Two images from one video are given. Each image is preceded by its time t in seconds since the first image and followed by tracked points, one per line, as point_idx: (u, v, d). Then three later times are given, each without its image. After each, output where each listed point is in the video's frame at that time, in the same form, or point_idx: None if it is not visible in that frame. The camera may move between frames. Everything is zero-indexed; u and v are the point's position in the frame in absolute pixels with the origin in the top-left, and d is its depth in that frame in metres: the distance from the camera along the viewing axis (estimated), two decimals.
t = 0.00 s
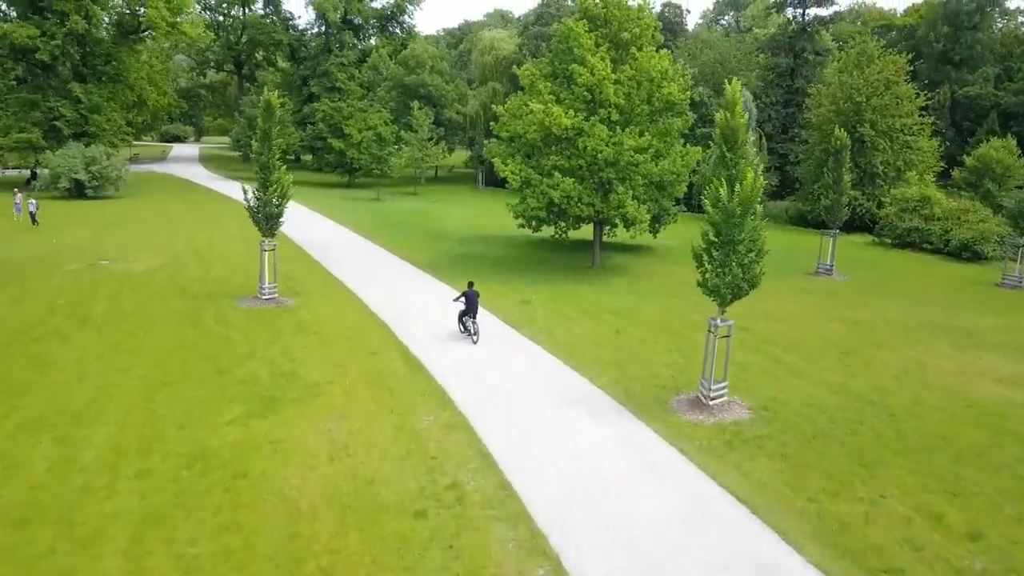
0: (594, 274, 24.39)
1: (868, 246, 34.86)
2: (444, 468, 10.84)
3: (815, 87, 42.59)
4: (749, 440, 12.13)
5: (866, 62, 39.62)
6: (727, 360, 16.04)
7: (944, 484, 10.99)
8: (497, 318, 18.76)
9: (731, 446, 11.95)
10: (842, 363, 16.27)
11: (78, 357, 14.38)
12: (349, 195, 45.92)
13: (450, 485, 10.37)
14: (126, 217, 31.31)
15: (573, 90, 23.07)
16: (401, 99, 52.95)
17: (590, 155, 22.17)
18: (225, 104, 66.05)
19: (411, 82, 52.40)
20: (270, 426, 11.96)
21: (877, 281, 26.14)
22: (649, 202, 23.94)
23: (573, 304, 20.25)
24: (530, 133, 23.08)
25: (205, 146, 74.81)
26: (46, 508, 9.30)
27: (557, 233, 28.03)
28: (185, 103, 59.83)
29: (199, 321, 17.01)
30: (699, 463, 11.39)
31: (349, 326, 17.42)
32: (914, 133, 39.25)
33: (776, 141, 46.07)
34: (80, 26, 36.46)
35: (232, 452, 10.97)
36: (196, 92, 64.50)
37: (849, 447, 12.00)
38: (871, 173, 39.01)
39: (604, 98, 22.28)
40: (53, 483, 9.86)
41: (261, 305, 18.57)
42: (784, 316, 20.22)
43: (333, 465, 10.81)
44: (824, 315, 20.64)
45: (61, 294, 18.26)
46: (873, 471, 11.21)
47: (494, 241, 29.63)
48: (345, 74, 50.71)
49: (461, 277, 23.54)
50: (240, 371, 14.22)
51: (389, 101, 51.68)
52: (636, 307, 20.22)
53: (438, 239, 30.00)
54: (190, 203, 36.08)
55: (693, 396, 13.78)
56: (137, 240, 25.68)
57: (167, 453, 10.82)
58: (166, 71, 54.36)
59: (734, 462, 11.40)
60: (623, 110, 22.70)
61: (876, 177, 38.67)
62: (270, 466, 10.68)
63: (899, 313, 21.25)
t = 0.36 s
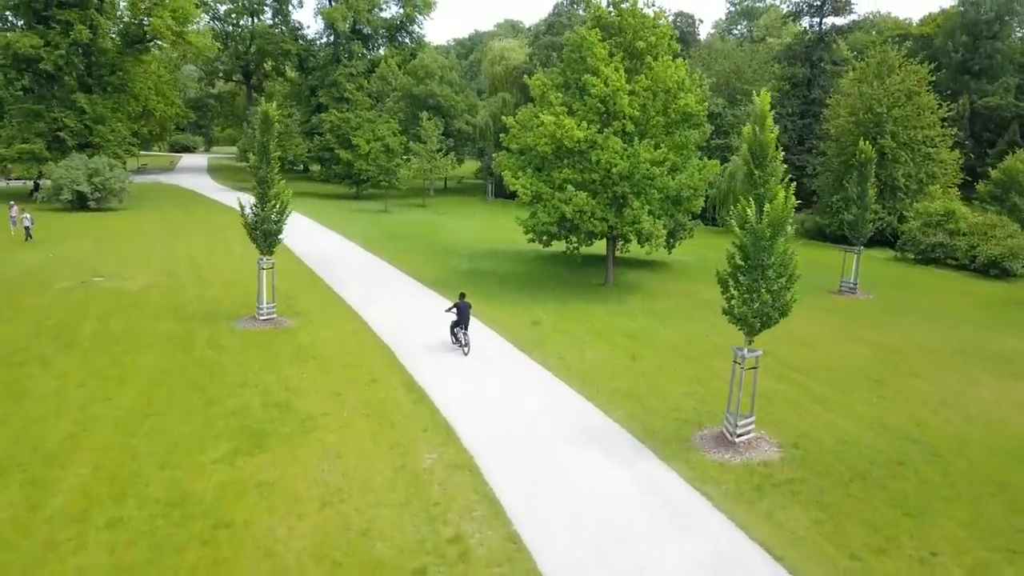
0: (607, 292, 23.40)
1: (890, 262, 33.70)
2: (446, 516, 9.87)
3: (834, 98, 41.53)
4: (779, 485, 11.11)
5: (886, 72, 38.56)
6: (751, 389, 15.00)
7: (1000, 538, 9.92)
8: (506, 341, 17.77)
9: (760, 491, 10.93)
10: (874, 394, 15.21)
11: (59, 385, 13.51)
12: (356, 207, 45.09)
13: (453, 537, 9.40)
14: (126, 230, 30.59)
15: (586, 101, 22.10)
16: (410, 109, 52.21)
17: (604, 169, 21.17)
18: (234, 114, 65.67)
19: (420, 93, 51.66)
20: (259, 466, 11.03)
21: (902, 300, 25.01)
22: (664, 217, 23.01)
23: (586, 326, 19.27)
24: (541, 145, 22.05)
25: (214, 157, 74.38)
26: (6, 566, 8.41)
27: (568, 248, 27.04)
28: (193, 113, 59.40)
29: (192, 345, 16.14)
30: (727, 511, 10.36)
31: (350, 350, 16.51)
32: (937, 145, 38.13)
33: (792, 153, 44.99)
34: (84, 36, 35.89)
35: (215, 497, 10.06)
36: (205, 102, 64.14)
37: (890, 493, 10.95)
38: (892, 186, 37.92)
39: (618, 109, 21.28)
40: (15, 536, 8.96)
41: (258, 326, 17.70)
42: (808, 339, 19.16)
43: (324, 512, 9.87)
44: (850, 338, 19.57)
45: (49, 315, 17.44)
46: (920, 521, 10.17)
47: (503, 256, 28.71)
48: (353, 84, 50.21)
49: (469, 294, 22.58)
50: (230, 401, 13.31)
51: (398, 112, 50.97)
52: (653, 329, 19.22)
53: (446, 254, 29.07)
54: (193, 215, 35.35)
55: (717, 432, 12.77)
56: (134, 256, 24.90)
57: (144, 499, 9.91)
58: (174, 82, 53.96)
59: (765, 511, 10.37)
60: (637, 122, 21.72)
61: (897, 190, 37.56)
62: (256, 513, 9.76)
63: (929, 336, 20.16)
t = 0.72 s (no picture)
0: (626, 310, 22.44)
1: (919, 278, 32.51)
2: (454, 568, 8.98)
3: (858, 108, 40.40)
4: (820, 533, 10.12)
5: (912, 81, 37.43)
6: (783, 421, 13.98)
7: None
8: (522, 365, 16.82)
9: (800, 540, 9.94)
10: (916, 427, 14.16)
11: (47, 411, 12.76)
12: (368, 218, 44.40)
13: None
14: (132, 242, 30.01)
15: (604, 112, 21.18)
16: (423, 119, 51.55)
17: (623, 183, 20.25)
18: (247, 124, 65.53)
19: (435, 103, 51.00)
20: (252, 507, 10.19)
21: (935, 320, 23.90)
22: (686, 233, 22.09)
23: (605, 347, 18.33)
24: (557, 158, 21.12)
25: (228, 166, 74.22)
26: None
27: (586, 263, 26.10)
28: (206, 123, 59.18)
29: (191, 367, 15.37)
30: (764, 563, 9.39)
31: (355, 374, 15.66)
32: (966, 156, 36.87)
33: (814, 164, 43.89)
34: (95, 46, 35.54)
35: (204, 542, 9.25)
36: (218, 112, 64.05)
37: (944, 544, 9.93)
38: (919, 199, 36.73)
39: (638, 120, 20.34)
40: None
41: (262, 346, 16.93)
42: (839, 364, 18.13)
43: (320, 561, 9.00)
44: (884, 362, 18.52)
45: (45, 333, 16.75)
46: None
47: (517, 271, 27.88)
48: (367, 93, 49.82)
49: (482, 312, 21.66)
50: (227, 431, 12.49)
51: (412, 122, 50.37)
52: (674, 351, 18.27)
53: (458, 269, 28.23)
54: (202, 227, 34.76)
55: (749, 471, 11.82)
56: (139, 270, 24.26)
57: (124, 545, 9.08)
58: (187, 92, 53.74)
59: (807, 564, 9.39)
60: (658, 134, 20.79)
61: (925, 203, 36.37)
62: (247, 562, 8.92)
63: (968, 360, 19.05)
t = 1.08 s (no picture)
0: (647, 328, 21.53)
1: (951, 294, 31.31)
2: None
3: (885, 118, 39.25)
4: None
5: (942, 90, 36.24)
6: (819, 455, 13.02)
7: None
8: (540, 389, 15.89)
9: None
10: (964, 461, 13.14)
11: (37, 440, 12.10)
12: (382, 230, 43.74)
13: None
14: (142, 254, 29.52)
15: (625, 122, 20.28)
16: (439, 129, 50.85)
17: (645, 196, 19.34)
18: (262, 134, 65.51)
19: (450, 113, 50.34)
20: (246, 551, 9.42)
21: (973, 340, 22.78)
22: (710, 247, 21.14)
23: (625, 369, 17.45)
24: (576, 170, 20.23)
25: (244, 176, 74.14)
26: None
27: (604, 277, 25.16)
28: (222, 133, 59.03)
29: (191, 390, 14.69)
30: None
31: (363, 398, 14.88)
32: (999, 168, 35.60)
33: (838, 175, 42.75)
34: (108, 55, 35.26)
35: None
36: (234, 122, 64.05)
37: None
38: (950, 212, 35.51)
39: (661, 131, 19.41)
40: None
41: (266, 367, 16.21)
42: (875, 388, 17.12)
43: None
44: (922, 387, 17.48)
45: (41, 353, 16.16)
46: None
47: (534, 285, 27.08)
48: (382, 104, 49.57)
49: (496, 328, 20.78)
50: (224, 462, 11.76)
51: (427, 132, 49.81)
52: (699, 374, 17.35)
53: (473, 283, 27.38)
54: (213, 238, 34.28)
55: (787, 513, 10.90)
56: (145, 283, 23.69)
57: None
58: (201, 102, 53.58)
59: None
60: (682, 145, 19.86)
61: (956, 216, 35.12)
62: None
63: (1013, 385, 17.96)
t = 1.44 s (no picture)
0: (670, 347, 20.62)
1: (984, 311, 30.11)
2: None
3: (913, 128, 38.22)
4: None
5: (972, 100, 35.25)
6: (862, 495, 12.07)
7: None
8: (559, 414, 15.04)
9: None
10: (1021, 500, 12.13)
11: (26, 470, 11.43)
12: (395, 241, 43.12)
13: None
14: (152, 266, 29.07)
15: (647, 132, 19.44)
16: (454, 139, 50.30)
17: (669, 210, 18.49)
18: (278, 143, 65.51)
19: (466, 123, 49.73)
20: None
21: (1012, 361, 21.66)
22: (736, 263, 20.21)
23: (648, 393, 16.57)
24: (595, 182, 19.37)
25: (259, 185, 74.02)
26: None
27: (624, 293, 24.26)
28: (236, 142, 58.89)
29: (193, 414, 13.99)
30: None
31: (372, 424, 14.09)
32: None
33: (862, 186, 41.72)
34: (122, 65, 35.03)
35: None
36: (249, 132, 64.00)
37: None
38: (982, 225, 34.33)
39: (686, 141, 18.57)
40: None
41: (272, 389, 15.50)
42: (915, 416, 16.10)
43: None
44: (965, 415, 16.45)
45: (40, 373, 15.56)
46: None
47: (550, 300, 26.30)
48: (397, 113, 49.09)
49: (511, 345, 19.96)
50: (222, 496, 11.01)
51: (443, 143, 49.29)
52: (726, 399, 16.44)
53: (487, 297, 26.57)
54: (224, 250, 33.80)
55: (830, 562, 10.03)
56: (153, 297, 23.15)
57: None
58: (216, 112, 53.41)
59: None
60: (706, 157, 18.98)
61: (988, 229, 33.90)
62: None
63: None
